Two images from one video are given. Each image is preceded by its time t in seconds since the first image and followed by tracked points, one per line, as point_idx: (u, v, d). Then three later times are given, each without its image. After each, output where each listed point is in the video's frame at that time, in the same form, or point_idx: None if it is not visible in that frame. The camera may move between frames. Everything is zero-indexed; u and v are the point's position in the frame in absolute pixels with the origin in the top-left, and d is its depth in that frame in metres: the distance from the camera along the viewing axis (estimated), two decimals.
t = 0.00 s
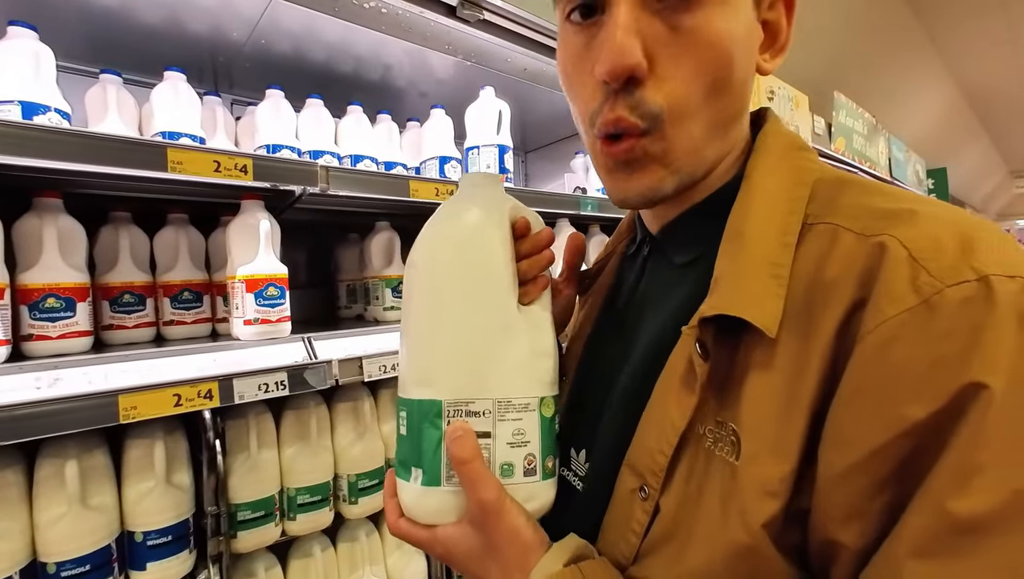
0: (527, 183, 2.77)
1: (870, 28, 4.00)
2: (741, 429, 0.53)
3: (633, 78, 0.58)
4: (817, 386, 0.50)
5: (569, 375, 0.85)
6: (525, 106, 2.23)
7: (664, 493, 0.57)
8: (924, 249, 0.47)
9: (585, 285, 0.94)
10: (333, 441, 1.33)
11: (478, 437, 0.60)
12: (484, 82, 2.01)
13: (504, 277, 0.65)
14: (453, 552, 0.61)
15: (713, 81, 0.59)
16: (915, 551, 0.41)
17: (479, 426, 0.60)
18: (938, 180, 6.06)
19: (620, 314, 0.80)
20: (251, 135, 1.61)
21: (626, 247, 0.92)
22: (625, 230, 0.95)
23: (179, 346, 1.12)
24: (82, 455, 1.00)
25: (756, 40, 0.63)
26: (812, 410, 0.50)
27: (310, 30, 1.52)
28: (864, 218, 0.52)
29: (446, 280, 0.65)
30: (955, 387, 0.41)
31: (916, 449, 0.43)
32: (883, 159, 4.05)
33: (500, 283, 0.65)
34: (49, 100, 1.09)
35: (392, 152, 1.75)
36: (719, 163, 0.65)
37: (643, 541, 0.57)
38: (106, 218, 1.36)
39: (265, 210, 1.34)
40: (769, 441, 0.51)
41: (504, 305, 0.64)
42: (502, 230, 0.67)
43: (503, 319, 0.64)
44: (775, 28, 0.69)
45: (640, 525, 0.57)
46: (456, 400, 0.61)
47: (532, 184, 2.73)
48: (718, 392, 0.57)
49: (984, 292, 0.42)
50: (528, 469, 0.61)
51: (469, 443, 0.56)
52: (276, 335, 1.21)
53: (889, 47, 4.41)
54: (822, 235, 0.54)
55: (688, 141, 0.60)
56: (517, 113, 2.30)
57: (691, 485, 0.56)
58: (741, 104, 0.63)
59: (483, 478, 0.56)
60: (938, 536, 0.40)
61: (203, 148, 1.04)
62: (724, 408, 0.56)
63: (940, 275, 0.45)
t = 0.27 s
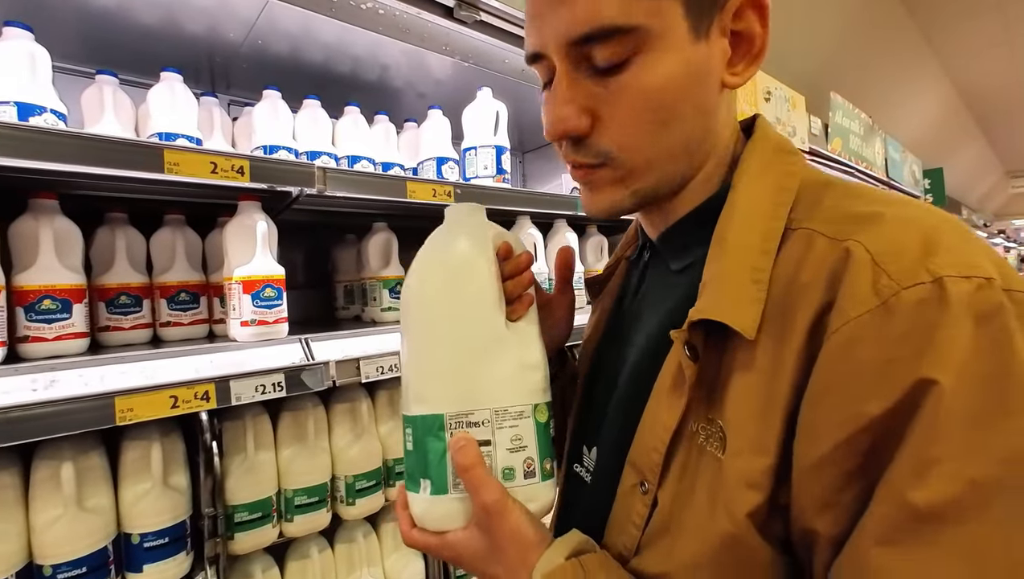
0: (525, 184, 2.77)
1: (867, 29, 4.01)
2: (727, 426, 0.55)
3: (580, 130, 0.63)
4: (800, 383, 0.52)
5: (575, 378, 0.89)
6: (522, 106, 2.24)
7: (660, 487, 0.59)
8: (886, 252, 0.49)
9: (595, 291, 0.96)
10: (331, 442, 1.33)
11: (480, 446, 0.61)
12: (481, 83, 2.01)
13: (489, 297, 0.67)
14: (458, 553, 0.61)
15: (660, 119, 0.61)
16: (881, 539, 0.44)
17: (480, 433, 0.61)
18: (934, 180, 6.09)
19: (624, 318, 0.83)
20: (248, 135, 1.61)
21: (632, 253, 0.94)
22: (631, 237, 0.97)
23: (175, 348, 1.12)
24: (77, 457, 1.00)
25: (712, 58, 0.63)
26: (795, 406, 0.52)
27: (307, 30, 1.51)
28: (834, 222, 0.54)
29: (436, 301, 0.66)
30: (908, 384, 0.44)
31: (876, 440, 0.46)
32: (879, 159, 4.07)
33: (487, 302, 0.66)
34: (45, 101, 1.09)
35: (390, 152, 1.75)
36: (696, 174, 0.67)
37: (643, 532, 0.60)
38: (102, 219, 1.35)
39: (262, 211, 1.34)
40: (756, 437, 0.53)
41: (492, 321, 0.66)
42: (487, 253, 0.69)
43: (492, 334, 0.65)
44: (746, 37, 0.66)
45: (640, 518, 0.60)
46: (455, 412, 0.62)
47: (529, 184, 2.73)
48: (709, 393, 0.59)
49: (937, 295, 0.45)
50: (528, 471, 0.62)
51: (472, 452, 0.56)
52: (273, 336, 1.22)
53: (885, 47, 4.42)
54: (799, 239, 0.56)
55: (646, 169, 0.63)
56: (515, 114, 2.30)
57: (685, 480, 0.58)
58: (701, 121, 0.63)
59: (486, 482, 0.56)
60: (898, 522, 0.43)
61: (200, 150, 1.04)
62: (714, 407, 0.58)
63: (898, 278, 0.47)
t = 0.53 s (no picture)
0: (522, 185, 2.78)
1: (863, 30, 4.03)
2: (722, 403, 0.63)
3: (584, 155, 0.74)
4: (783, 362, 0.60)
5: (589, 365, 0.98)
6: (519, 107, 2.24)
7: (661, 456, 0.68)
8: (862, 258, 0.57)
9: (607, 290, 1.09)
10: (328, 444, 1.32)
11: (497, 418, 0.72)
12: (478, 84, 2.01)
13: (496, 296, 0.80)
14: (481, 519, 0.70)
15: (653, 143, 0.70)
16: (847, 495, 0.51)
17: (500, 406, 0.73)
18: (930, 180, 6.11)
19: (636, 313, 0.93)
20: (244, 137, 1.61)
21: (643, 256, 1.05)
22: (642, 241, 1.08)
23: (171, 350, 1.11)
24: (72, 460, 1.00)
25: (698, 91, 0.72)
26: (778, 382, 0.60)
27: (305, 31, 1.51)
28: (825, 233, 0.63)
29: (453, 303, 0.79)
30: (870, 366, 0.52)
31: (847, 414, 0.54)
32: (875, 160, 4.08)
33: (495, 301, 0.80)
34: (40, 103, 1.09)
35: (387, 153, 1.74)
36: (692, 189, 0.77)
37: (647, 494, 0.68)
38: (97, 221, 1.35)
39: (258, 213, 1.34)
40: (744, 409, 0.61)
41: (500, 317, 0.78)
42: (497, 264, 0.83)
43: (504, 328, 0.78)
44: (734, 70, 0.73)
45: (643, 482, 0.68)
46: (475, 391, 0.72)
47: (527, 185, 2.74)
48: (708, 374, 0.67)
49: (900, 294, 0.53)
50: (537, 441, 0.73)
51: (491, 423, 0.67)
52: (269, 338, 1.21)
53: (882, 47, 4.43)
54: (792, 246, 0.64)
55: (644, 184, 0.73)
56: (512, 115, 2.30)
57: (683, 450, 0.66)
58: (692, 145, 0.73)
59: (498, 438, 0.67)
60: (859, 480, 0.50)
61: (195, 152, 1.04)
62: (711, 385, 0.66)
63: (870, 279, 0.56)
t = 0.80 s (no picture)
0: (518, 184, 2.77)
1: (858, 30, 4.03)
2: (720, 383, 0.67)
3: (589, 168, 0.77)
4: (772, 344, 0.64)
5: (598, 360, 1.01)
6: (515, 107, 2.23)
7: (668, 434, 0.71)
8: (838, 249, 0.62)
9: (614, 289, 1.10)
10: (322, 446, 1.32)
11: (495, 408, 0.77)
12: (474, 83, 2.01)
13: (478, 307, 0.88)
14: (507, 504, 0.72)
15: (648, 152, 0.73)
16: (827, 455, 0.55)
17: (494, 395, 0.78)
18: (926, 180, 6.13)
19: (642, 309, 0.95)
20: (238, 136, 1.60)
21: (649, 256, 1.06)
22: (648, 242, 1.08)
23: (162, 351, 1.10)
24: (62, 464, 0.99)
25: (687, 102, 0.73)
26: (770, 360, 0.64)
27: (300, 31, 1.50)
28: (808, 228, 0.67)
29: (441, 316, 0.85)
30: (845, 342, 0.57)
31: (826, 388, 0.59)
32: (871, 160, 4.09)
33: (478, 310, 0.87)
34: (29, 102, 1.07)
35: (382, 153, 1.73)
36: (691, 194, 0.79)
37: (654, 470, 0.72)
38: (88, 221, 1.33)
39: (252, 213, 1.33)
40: (738, 385, 0.66)
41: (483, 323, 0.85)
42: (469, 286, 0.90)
43: (488, 334, 0.84)
44: (717, 81, 0.74)
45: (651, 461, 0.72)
46: (471, 389, 0.78)
47: (523, 185, 2.73)
48: (707, 358, 0.71)
49: (869, 279, 0.58)
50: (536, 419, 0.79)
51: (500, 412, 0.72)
52: (262, 339, 1.20)
53: (877, 47, 4.43)
54: (779, 242, 0.69)
55: (646, 191, 0.76)
56: (508, 114, 2.29)
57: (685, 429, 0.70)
58: (688, 151, 0.75)
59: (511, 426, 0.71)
60: (833, 442, 0.55)
61: (187, 151, 1.03)
62: (710, 369, 0.70)
63: (845, 266, 0.61)
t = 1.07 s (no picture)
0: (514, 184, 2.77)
1: (853, 30, 4.05)
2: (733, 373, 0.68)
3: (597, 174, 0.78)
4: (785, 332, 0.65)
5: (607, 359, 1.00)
6: (511, 106, 2.22)
7: (682, 422, 0.71)
8: (844, 243, 0.64)
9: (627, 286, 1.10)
10: (317, 447, 1.31)
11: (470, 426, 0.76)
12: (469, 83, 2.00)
13: (463, 318, 0.86)
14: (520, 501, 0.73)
15: (651, 156, 0.74)
16: (836, 435, 0.57)
17: (467, 409, 0.77)
18: (921, 179, 6.15)
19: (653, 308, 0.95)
20: (232, 135, 1.59)
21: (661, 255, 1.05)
22: (659, 242, 1.07)
23: (155, 351, 1.10)
24: (53, 465, 0.98)
25: (685, 108, 0.74)
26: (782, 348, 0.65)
27: (295, 29, 1.49)
28: (812, 225, 0.68)
29: (430, 331, 0.86)
30: (851, 329, 0.58)
31: (832, 374, 0.60)
32: (867, 159, 4.10)
33: (465, 321, 0.86)
34: (20, 100, 1.06)
35: (377, 152, 1.73)
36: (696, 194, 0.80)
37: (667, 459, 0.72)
38: (80, 221, 1.32)
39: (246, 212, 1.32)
40: (750, 372, 0.67)
41: (467, 334, 0.83)
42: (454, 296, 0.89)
43: (469, 347, 0.82)
44: (710, 86, 0.75)
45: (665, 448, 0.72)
46: (451, 407, 0.78)
47: (519, 185, 2.73)
48: (721, 349, 0.71)
49: (874, 269, 0.60)
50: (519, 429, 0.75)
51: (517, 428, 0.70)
52: (257, 339, 1.19)
53: (872, 47, 4.44)
54: (787, 238, 0.70)
55: (652, 194, 0.77)
56: (503, 114, 2.29)
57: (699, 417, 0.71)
58: (690, 154, 0.76)
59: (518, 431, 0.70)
60: (839, 425, 0.57)
61: (179, 149, 1.02)
62: (725, 359, 0.70)
63: (851, 259, 0.62)
